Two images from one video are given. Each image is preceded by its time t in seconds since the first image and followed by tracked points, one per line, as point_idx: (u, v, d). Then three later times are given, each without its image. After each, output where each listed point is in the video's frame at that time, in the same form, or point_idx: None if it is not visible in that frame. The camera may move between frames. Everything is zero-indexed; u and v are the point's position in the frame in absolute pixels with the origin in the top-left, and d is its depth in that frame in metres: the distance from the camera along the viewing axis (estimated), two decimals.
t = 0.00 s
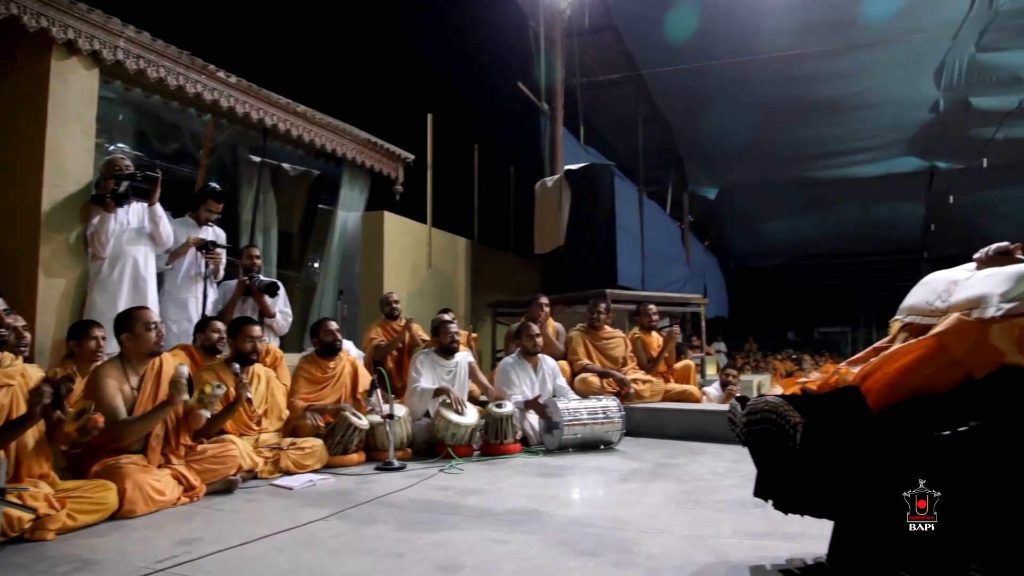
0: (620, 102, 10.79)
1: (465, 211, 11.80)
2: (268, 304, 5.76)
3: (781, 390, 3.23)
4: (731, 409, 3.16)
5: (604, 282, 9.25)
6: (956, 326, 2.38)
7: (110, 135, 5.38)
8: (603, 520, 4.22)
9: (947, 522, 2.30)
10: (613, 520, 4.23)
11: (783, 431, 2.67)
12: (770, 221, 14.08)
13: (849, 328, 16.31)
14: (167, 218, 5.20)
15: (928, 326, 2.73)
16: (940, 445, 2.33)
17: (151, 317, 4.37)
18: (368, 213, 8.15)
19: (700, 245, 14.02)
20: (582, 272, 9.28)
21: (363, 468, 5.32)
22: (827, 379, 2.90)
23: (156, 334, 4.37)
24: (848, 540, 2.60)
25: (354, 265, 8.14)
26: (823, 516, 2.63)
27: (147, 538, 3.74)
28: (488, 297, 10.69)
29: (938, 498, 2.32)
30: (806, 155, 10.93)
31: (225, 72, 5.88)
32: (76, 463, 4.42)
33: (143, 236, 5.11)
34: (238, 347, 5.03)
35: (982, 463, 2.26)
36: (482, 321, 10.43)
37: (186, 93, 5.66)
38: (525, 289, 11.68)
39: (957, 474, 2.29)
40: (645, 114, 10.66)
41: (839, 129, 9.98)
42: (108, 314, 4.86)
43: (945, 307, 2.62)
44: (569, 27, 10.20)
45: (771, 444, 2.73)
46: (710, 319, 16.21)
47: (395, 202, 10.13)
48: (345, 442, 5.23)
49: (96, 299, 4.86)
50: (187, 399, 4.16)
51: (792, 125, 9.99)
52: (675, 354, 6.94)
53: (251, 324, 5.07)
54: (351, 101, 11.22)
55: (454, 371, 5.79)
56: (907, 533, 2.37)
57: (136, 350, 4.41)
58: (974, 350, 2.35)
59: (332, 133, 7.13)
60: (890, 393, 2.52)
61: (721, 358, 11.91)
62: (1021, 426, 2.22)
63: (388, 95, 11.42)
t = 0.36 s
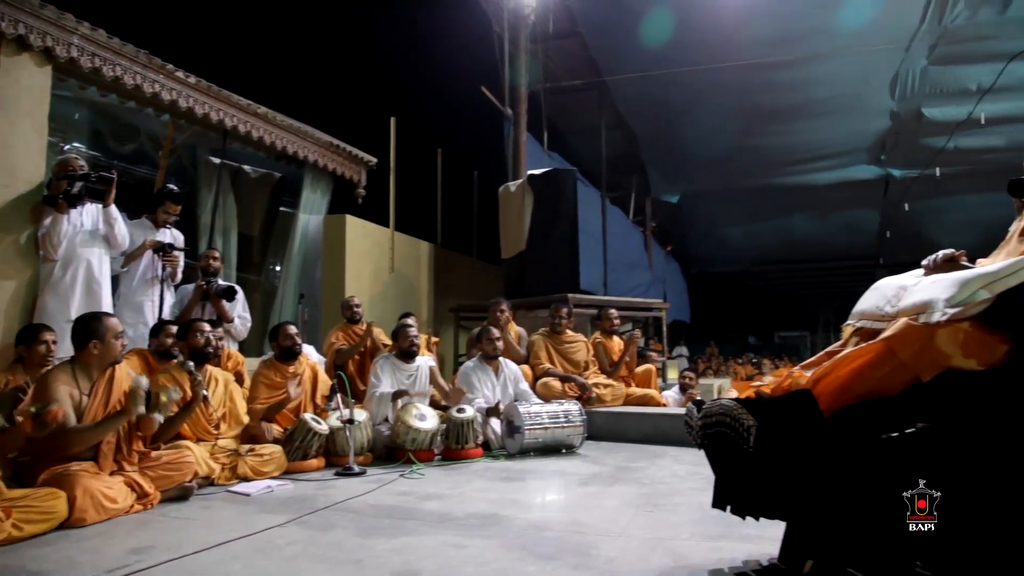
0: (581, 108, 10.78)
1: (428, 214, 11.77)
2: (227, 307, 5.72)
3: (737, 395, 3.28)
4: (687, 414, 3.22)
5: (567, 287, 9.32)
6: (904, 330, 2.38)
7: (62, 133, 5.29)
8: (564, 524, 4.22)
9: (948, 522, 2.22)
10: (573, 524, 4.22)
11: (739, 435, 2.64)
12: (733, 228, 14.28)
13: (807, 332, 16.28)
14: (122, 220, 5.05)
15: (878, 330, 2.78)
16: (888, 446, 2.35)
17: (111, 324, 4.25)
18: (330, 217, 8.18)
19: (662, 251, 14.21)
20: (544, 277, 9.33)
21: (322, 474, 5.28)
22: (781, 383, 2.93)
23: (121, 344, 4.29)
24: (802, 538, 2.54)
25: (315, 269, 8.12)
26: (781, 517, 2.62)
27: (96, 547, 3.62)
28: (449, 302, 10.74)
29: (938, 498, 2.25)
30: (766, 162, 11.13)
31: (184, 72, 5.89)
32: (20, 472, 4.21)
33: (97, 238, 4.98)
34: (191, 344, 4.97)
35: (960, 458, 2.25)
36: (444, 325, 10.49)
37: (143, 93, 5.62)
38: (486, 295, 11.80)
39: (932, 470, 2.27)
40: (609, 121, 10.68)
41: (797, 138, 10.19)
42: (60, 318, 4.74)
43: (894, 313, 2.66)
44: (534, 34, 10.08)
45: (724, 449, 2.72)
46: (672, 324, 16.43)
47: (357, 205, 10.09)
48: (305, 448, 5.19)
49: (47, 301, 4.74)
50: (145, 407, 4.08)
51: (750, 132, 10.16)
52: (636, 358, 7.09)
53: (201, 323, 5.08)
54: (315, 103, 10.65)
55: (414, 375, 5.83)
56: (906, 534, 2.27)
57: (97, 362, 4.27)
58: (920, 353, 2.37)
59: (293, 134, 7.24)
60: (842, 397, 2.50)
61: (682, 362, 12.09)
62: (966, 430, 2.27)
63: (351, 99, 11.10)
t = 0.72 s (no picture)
0: (545, 114, 10.84)
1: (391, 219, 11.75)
2: (186, 316, 5.67)
3: (694, 397, 3.30)
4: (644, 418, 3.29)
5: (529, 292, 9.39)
6: (855, 335, 2.40)
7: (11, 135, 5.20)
8: (527, 530, 4.19)
9: (947, 522, 2.19)
10: (534, 529, 4.19)
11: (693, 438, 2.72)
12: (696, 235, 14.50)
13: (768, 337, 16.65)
14: (75, 225, 4.96)
15: (831, 334, 2.78)
16: (841, 447, 2.35)
17: (63, 331, 4.09)
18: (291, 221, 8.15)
19: (625, 257, 14.39)
20: (507, 283, 9.38)
21: (282, 482, 5.22)
22: (737, 387, 2.97)
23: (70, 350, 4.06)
24: (754, 540, 2.61)
25: (276, 275, 8.06)
26: (735, 520, 2.69)
27: (43, 562, 3.49)
28: (412, 309, 10.76)
29: (938, 498, 2.22)
30: (728, 169, 11.33)
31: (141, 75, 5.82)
32: None
33: (49, 243, 4.89)
34: (146, 350, 4.92)
35: (943, 455, 2.24)
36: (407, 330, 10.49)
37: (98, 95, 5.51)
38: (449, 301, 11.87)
39: (901, 465, 2.27)
40: (572, 126, 10.82)
41: (757, 145, 10.39)
42: (10, 324, 4.65)
43: (845, 317, 2.66)
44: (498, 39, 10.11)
45: (685, 451, 2.80)
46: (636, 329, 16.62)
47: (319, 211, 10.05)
48: (264, 455, 5.13)
49: None
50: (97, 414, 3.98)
51: (711, 140, 10.32)
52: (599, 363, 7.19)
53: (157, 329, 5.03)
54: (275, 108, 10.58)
55: (376, 381, 5.82)
56: (906, 534, 2.23)
57: (47, 369, 4.11)
58: (871, 356, 2.38)
59: (253, 140, 7.21)
60: (795, 400, 2.55)
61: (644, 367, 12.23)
62: (920, 430, 2.27)
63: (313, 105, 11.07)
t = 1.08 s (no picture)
0: (514, 118, 10.88)
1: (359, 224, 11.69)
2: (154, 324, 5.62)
3: (658, 399, 3.35)
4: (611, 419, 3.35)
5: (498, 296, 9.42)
6: (817, 335, 2.47)
7: None
8: (495, 532, 4.19)
9: (948, 522, 2.23)
10: (503, 532, 4.19)
11: (658, 437, 2.79)
12: (665, 239, 14.64)
13: (735, 340, 16.91)
14: (33, 229, 4.87)
15: (793, 335, 2.83)
16: (802, 447, 2.38)
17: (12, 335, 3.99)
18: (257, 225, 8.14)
19: (594, 262, 14.50)
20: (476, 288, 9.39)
21: (250, 488, 5.18)
22: (701, 387, 3.04)
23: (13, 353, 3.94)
24: (720, 536, 2.68)
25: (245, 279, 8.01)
26: (700, 519, 2.73)
27: None
28: (381, 313, 10.72)
29: (938, 498, 2.25)
30: (696, 174, 11.48)
31: (101, 76, 5.77)
32: None
33: (7, 248, 4.78)
34: (109, 356, 4.84)
35: (921, 453, 2.27)
36: (376, 336, 10.44)
37: (58, 96, 5.43)
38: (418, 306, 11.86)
39: (885, 472, 2.28)
40: (541, 131, 10.89)
41: (724, 149, 10.54)
42: None
43: (807, 318, 2.71)
44: (465, 43, 10.14)
45: (652, 451, 2.87)
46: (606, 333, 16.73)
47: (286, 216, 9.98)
48: (232, 462, 5.09)
49: None
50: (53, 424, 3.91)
51: (679, 145, 10.45)
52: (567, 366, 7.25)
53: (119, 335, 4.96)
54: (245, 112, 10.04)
55: (345, 386, 5.81)
56: (907, 534, 2.25)
57: None
58: (832, 357, 2.43)
59: (219, 143, 7.28)
60: (759, 399, 2.58)
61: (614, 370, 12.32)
62: (883, 430, 2.29)
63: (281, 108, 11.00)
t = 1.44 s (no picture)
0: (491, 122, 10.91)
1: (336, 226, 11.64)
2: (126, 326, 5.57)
3: (631, 400, 3.37)
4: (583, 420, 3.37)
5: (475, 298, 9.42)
6: (788, 335, 2.48)
7: None
8: (470, 535, 4.19)
9: (948, 521, 2.25)
10: (478, 535, 4.19)
11: (632, 439, 2.80)
12: (642, 242, 14.75)
13: (712, 342, 17.06)
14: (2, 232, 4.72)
15: (765, 336, 2.85)
16: (772, 447, 2.44)
17: None
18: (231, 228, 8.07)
19: (571, 265, 14.57)
20: (453, 291, 9.40)
21: (223, 493, 5.14)
22: (674, 389, 3.06)
23: None
24: (692, 538, 2.67)
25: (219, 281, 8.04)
26: (671, 521, 2.72)
27: None
28: (357, 316, 10.70)
29: (938, 497, 2.26)
30: (672, 178, 11.57)
31: (71, 76, 5.69)
32: None
33: None
34: (80, 360, 4.77)
35: (896, 454, 2.28)
36: (352, 339, 10.40)
37: (26, 96, 5.35)
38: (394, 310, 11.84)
39: (885, 470, 2.29)
40: (518, 134, 10.92)
41: (701, 153, 10.64)
42: None
43: (779, 319, 2.74)
44: (443, 46, 10.15)
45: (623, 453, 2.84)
46: (583, 336, 16.79)
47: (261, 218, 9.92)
48: (205, 466, 5.04)
49: None
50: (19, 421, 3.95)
51: (656, 148, 10.53)
52: (544, 369, 7.30)
53: (91, 339, 4.85)
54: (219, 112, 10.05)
55: (320, 390, 5.80)
56: (907, 534, 2.25)
57: None
58: (803, 358, 2.45)
59: (194, 144, 7.22)
60: (731, 400, 2.58)
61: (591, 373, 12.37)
62: (848, 431, 2.35)
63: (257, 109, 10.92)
